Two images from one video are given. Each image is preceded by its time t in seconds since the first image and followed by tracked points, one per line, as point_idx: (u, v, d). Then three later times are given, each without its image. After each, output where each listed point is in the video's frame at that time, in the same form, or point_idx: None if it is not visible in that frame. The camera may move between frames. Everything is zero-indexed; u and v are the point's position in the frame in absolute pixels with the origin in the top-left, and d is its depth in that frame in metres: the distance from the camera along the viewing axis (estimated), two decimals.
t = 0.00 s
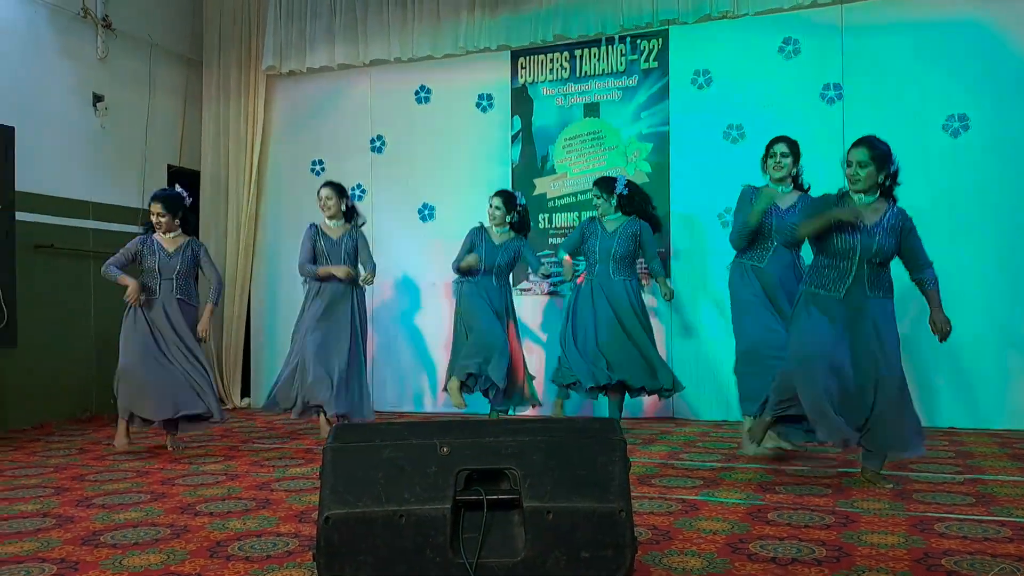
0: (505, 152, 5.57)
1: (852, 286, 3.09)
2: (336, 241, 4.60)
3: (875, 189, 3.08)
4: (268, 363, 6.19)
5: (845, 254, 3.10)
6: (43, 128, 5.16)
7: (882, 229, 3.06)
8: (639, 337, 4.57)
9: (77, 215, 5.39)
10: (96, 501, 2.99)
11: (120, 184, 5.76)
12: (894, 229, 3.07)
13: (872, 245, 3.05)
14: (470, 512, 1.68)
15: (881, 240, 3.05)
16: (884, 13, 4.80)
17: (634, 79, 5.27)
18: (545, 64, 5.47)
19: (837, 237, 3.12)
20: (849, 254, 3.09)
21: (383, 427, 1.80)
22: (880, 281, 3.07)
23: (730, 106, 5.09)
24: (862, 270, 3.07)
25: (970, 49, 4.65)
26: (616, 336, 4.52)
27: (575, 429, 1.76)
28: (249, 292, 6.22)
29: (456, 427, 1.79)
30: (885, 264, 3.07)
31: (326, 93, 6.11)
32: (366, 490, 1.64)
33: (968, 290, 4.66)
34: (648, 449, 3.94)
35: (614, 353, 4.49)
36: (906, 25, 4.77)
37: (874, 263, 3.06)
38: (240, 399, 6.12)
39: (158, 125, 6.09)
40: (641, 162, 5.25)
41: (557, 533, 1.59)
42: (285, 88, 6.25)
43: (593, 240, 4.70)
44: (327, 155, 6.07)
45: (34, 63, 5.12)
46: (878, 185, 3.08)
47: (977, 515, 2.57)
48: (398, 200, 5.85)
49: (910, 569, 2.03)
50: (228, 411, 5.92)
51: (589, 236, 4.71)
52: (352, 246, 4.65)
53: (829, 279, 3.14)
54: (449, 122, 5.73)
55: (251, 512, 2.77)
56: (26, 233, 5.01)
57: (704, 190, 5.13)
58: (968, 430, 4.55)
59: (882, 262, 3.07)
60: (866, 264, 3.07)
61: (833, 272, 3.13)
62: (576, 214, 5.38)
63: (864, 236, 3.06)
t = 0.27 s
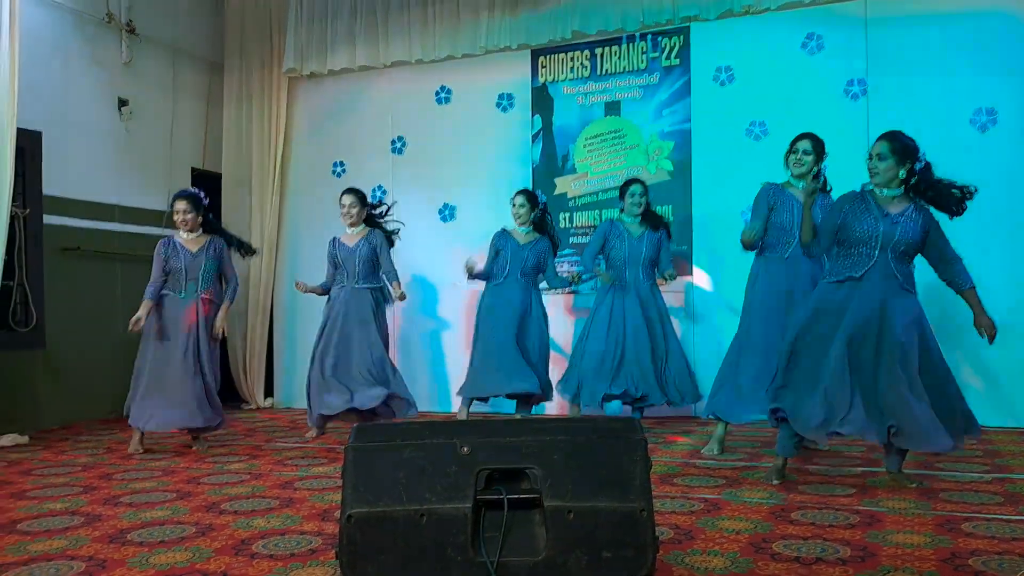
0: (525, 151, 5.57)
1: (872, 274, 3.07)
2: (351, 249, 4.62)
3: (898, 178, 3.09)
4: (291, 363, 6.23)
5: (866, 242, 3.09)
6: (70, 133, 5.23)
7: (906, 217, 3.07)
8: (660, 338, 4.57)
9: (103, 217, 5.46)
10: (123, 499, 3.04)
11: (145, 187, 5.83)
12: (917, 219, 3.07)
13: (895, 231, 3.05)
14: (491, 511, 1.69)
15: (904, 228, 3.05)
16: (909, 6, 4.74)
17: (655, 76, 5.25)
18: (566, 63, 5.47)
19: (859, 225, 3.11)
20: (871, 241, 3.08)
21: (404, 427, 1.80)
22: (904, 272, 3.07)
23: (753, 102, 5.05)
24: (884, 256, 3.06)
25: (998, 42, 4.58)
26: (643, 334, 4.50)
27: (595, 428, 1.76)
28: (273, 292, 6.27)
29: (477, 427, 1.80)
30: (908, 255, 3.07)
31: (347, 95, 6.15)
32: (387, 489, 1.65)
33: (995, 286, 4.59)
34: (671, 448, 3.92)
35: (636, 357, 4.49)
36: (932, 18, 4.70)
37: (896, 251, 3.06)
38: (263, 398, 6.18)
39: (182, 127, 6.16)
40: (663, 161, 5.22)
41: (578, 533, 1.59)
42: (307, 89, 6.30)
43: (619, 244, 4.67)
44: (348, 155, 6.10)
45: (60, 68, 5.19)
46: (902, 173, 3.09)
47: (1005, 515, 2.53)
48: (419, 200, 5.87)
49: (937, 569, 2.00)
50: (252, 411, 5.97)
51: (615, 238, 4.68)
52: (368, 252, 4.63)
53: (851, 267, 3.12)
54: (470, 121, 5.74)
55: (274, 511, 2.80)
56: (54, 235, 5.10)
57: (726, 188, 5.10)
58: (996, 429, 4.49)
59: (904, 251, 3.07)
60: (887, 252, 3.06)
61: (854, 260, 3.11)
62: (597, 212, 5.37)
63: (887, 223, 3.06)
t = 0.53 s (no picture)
0: (525, 148, 5.57)
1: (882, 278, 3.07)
2: (364, 234, 4.65)
3: (905, 173, 3.03)
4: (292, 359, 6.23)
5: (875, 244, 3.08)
6: (68, 130, 5.22)
7: (915, 216, 3.03)
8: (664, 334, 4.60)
9: (103, 214, 5.46)
10: (123, 496, 3.03)
11: (145, 183, 5.82)
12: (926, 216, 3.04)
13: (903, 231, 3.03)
14: (491, 508, 1.69)
15: (913, 228, 3.03)
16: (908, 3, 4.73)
17: (654, 73, 5.24)
18: (565, 60, 5.45)
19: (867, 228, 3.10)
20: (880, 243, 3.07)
21: (403, 424, 1.80)
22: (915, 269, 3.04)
23: (752, 99, 5.05)
24: (892, 256, 3.06)
25: (997, 38, 4.58)
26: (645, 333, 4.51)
27: (595, 425, 1.76)
28: (273, 289, 6.27)
29: (477, 424, 1.79)
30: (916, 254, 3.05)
31: (346, 91, 6.14)
32: (387, 487, 1.65)
33: (996, 283, 4.59)
34: (670, 446, 3.92)
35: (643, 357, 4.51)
36: (931, 15, 4.69)
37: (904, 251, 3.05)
38: (264, 395, 6.18)
39: (182, 124, 6.15)
40: (662, 158, 5.22)
41: (579, 530, 1.59)
42: (306, 86, 6.29)
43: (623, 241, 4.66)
44: (348, 152, 6.10)
45: (59, 65, 5.19)
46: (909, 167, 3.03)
47: (1006, 513, 2.53)
48: (419, 197, 5.87)
49: (938, 566, 2.00)
50: (252, 408, 5.97)
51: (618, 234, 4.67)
52: (378, 242, 4.71)
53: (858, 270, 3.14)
54: (469, 118, 5.74)
55: (274, 508, 2.80)
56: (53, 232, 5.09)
57: (726, 184, 5.09)
58: (996, 426, 4.49)
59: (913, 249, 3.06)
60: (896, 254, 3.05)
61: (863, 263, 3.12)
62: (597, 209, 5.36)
63: (895, 224, 3.05)
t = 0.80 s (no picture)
0: (524, 142, 5.55)
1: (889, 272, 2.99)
2: (371, 239, 4.66)
3: (909, 165, 2.99)
4: (293, 354, 6.22)
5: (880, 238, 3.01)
6: (67, 123, 5.21)
7: (919, 208, 2.97)
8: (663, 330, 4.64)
9: (102, 209, 5.45)
10: (123, 491, 3.03)
11: (144, 178, 5.81)
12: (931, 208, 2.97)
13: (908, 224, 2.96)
14: (492, 502, 1.68)
15: (917, 219, 2.96)
16: None
17: (654, 66, 5.23)
18: (564, 53, 5.44)
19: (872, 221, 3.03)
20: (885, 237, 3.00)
21: (403, 417, 1.80)
22: (921, 263, 2.99)
23: (752, 93, 5.03)
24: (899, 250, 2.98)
25: (999, 33, 4.56)
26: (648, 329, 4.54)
27: (596, 419, 1.75)
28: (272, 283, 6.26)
29: (477, 417, 1.79)
30: (923, 248, 2.98)
31: (345, 85, 6.12)
32: (388, 481, 1.64)
33: (996, 278, 4.58)
34: (671, 440, 3.92)
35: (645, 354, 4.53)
36: (932, 8, 4.68)
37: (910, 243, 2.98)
38: (264, 389, 6.18)
39: (181, 118, 6.14)
40: (662, 152, 5.21)
41: (580, 523, 1.59)
42: (305, 80, 6.27)
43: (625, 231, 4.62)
44: (347, 146, 6.08)
45: (59, 59, 5.17)
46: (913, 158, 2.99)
47: (1006, 507, 2.53)
48: (418, 192, 5.85)
49: (938, 560, 2.00)
50: (252, 402, 5.97)
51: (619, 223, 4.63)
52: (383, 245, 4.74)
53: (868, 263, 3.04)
54: (468, 112, 5.72)
55: (274, 502, 2.80)
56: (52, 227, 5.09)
57: (726, 179, 5.08)
58: (996, 420, 4.49)
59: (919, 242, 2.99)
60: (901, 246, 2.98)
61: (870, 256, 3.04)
62: (597, 203, 5.35)
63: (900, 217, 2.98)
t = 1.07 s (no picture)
0: (524, 138, 5.54)
1: (887, 255, 2.96)
2: (354, 223, 4.58)
3: (904, 151, 2.97)
4: (290, 349, 6.22)
5: (876, 223, 2.99)
6: (65, 118, 5.19)
7: (916, 192, 2.96)
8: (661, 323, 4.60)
9: (101, 204, 5.44)
10: (122, 486, 3.03)
11: (143, 173, 5.80)
12: (928, 191, 2.96)
13: (905, 207, 2.95)
14: (493, 498, 1.68)
15: (914, 203, 2.95)
16: None
17: (654, 62, 5.22)
18: (564, 49, 5.43)
19: (867, 205, 3.01)
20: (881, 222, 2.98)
21: (403, 413, 1.80)
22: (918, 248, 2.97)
23: (752, 89, 5.03)
24: (897, 233, 2.95)
25: (999, 29, 4.56)
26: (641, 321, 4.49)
27: (596, 414, 1.75)
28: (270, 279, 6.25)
29: (478, 412, 1.79)
30: (920, 232, 2.98)
31: (345, 81, 6.11)
32: (387, 476, 1.64)
33: (996, 275, 4.58)
34: (670, 436, 3.92)
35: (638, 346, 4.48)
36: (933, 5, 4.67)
37: (909, 226, 2.95)
38: (262, 385, 6.17)
39: (180, 113, 6.12)
40: (662, 148, 5.20)
41: (580, 519, 1.58)
42: (304, 76, 6.26)
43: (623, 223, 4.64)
44: (347, 142, 6.07)
45: (57, 54, 5.16)
46: (907, 144, 2.97)
47: (1006, 503, 2.53)
48: (418, 188, 5.85)
49: (938, 556, 2.00)
50: (251, 398, 5.97)
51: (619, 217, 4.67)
52: (372, 230, 4.61)
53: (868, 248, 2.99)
54: (468, 108, 5.71)
55: (274, 498, 2.79)
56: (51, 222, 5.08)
57: (725, 175, 5.08)
58: (994, 417, 4.50)
59: (916, 227, 2.97)
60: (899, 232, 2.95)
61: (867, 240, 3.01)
62: (596, 199, 5.35)
63: (896, 200, 2.96)
